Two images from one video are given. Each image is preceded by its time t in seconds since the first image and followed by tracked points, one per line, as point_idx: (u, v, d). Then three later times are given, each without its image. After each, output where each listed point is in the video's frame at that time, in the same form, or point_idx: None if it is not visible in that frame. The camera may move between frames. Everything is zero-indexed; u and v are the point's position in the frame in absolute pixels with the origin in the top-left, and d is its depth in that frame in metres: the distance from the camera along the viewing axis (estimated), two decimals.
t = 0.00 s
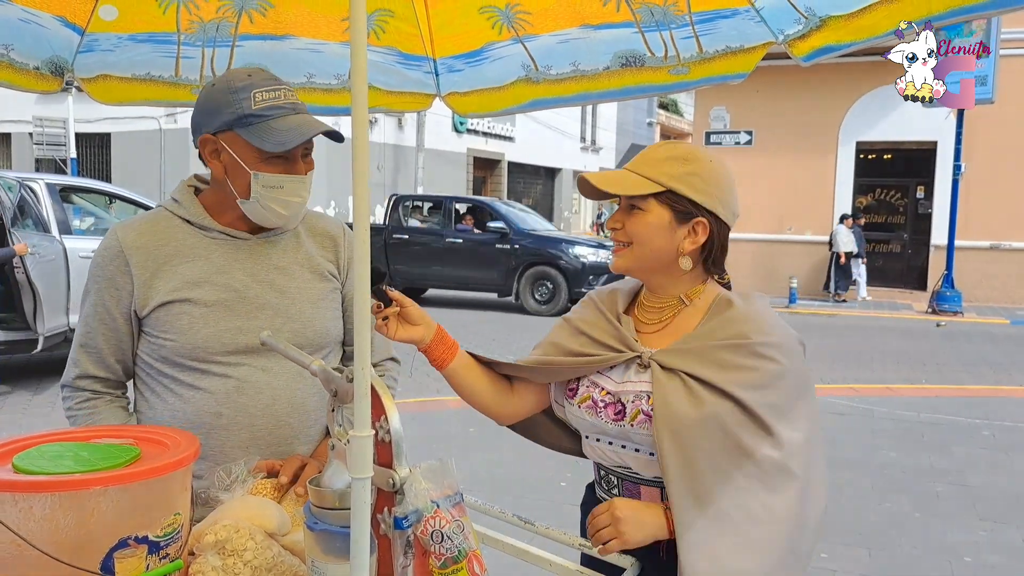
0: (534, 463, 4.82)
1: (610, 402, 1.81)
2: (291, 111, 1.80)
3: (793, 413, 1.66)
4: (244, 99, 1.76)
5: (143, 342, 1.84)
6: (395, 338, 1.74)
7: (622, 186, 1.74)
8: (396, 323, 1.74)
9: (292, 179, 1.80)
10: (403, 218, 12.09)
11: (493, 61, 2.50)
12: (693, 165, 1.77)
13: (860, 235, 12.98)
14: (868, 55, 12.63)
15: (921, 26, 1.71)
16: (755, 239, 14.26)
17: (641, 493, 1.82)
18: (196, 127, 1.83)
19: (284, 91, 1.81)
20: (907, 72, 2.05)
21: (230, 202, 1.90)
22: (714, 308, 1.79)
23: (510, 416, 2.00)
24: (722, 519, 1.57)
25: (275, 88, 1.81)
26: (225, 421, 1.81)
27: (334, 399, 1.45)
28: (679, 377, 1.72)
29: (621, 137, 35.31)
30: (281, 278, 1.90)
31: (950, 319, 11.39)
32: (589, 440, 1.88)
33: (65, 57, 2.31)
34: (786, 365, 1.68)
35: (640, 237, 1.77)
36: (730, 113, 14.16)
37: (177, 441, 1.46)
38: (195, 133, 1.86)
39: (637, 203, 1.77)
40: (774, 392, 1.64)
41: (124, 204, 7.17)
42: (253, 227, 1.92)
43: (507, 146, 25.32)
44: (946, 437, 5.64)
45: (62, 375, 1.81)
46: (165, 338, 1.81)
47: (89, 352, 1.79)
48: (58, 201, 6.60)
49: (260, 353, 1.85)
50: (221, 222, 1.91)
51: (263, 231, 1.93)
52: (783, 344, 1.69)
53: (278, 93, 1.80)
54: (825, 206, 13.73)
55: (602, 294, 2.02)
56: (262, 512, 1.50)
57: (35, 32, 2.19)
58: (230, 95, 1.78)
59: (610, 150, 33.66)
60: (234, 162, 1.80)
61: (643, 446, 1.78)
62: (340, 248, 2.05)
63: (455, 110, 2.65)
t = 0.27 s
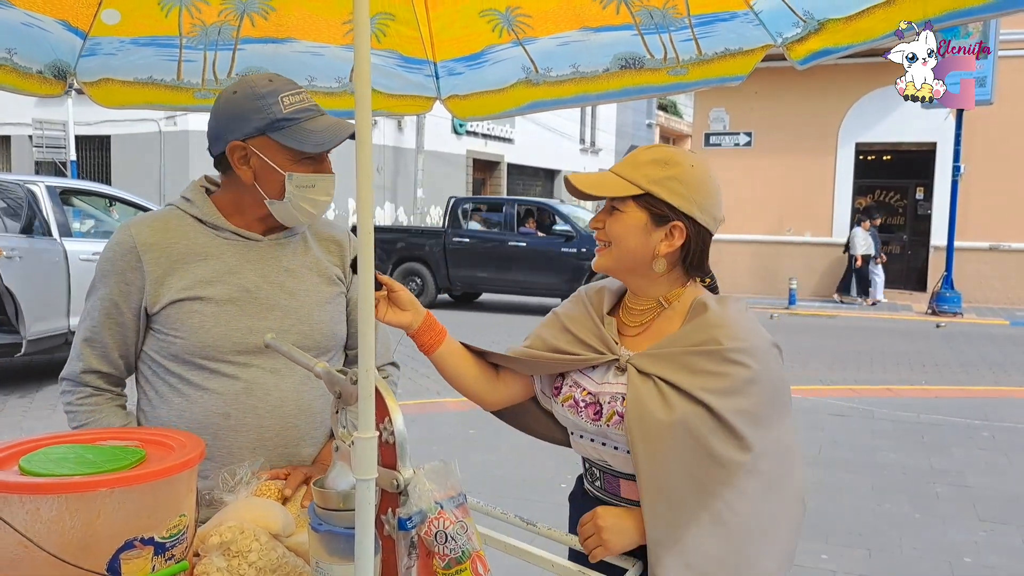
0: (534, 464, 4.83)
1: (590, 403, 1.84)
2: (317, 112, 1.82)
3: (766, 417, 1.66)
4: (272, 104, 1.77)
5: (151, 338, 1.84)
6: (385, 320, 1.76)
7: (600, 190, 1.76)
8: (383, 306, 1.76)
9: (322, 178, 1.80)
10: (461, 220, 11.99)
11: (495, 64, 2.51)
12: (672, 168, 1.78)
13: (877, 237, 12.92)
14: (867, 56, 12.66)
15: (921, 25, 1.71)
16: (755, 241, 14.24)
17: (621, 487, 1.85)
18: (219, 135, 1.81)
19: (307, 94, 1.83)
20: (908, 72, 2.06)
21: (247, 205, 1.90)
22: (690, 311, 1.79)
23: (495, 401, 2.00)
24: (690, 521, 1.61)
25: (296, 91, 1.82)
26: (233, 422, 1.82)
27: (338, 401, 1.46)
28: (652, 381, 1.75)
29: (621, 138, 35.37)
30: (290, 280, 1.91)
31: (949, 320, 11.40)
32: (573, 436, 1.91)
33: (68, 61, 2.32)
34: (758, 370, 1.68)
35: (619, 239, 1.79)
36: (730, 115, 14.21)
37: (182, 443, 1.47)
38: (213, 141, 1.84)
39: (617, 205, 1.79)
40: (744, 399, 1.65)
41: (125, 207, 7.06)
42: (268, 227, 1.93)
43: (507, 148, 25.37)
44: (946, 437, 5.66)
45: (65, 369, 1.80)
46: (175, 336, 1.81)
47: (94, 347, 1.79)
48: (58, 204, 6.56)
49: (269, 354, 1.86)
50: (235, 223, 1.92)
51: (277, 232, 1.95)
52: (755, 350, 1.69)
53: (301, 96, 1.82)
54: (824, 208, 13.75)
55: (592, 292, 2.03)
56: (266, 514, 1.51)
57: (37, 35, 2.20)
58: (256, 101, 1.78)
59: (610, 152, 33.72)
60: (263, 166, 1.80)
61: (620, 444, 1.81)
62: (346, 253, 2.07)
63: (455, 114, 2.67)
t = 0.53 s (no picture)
0: (535, 465, 4.84)
1: (581, 404, 1.86)
2: (333, 123, 1.83)
3: (755, 418, 1.66)
4: (288, 112, 1.78)
5: (161, 340, 1.85)
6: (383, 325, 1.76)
7: (587, 196, 1.78)
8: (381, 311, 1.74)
9: (337, 188, 1.82)
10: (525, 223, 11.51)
11: (495, 69, 2.52)
12: (656, 172, 1.80)
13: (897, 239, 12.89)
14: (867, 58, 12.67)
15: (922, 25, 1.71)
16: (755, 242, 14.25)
17: (612, 487, 1.87)
18: (234, 142, 1.82)
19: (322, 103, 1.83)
20: (908, 72, 2.08)
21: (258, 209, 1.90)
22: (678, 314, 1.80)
23: (488, 405, 2.00)
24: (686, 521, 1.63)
25: (313, 100, 1.83)
26: (244, 423, 1.83)
27: (343, 403, 1.47)
28: (642, 384, 1.76)
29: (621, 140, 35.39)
30: (300, 282, 1.92)
31: (950, 321, 11.40)
32: (565, 438, 1.93)
33: (71, 65, 2.34)
34: (747, 371, 1.68)
35: (605, 244, 1.81)
36: (730, 116, 14.21)
37: (188, 444, 1.48)
38: (228, 147, 1.85)
39: (602, 211, 1.81)
40: (733, 400, 1.65)
41: (126, 209, 7.02)
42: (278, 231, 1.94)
43: (507, 150, 25.41)
44: (946, 438, 5.67)
45: (75, 370, 1.80)
46: (187, 338, 1.82)
47: (105, 349, 1.79)
48: (58, 206, 6.55)
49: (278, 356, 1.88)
50: (248, 225, 1.93)
51: (286, 235, 1.96)
52: (742, 351, 1.69)
53: (317, 104, 1.83)
54: (824, 209, 13.76)
55: (582, 294, 2.05)
56: (271, 515, 1.52)
57: (43, 40, 2.23)
58: (272, 110, 1.78)
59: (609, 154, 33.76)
60: (279, 175, 1.80)
61: (611, 445, 1.83)
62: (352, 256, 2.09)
63: (456, 118, 2.68)
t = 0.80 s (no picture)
0: (536, 466, 4.83)
1: (575, 404, 1.87)
2: (341, 128, 1.83)
3: (751, 416, 1.68)
4: (296, 117, 1.78)
5: (165, 339, 1.85)
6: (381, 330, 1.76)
7: (577, 201, 1.78)
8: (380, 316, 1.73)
9: (342, 194, 1.82)
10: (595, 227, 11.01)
11: (492, 71, 2.53)
12: (645, 176, 1.81)
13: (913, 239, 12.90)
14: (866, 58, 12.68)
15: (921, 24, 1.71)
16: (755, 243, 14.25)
17: (607, 487, 1.87)
18: (241, 144, 1.82)
19: (331, 108, 1.84)
20: (908, 71, 2.08)
21: (261, 211, 1.91)
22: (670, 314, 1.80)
23: (485, 413, 2.00)
24: (680, 516, 1.64)
25: (322, 106, 1.83)
26: (246, 424, 1.84)
27: (344, 402, 1.48)
28: (637, 383, 1.77)
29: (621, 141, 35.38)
30: (304, 284, 1.93)
31: (950, 322, 11.39)
32: (559, 438, 1.94)
33: (70, 66, 2.33)
34: (743, 369, 1.69)
35: (596, 247, 1.81)
36: (730, 117, 14.19)
37: (189, 444, 1.49)
38: (233, 149, 1.85)
39: (592, 215, 1.81)
40: (728, 399, 1.66)
41: (127, 211, 7.04)
42: (282, 233, 1.95)
43: (507, 151, 25.44)
44: (946, 438, 5.67)
45: (76, 368, 1.80)
46: (192, 337, 1.82)
47: (108, 346, 1.79)
48: (58, 208, 6.56)
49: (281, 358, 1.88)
50: (253, 226, 1.94)
51: (290, 237, 1.96)
52: (736, 350, 1.70)
53: (325, 110, 1.83)
54: (824, 210, 13.76)
55: (572, 296, 2.06)
56: (272, 514, 1.52)
57: (42, 41, 2.22)
58: (280, 114, 1.79)
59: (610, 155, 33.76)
60: (285, 177, 1.81)
61: (605, 445, 1.84)
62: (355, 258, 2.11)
63: (454, 120, 2.67)
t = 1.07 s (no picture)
0: (535, 466, 4.84)
1: (569, 403, 1.87)
2: (341, 130, 1.84)
3: (743, 412, 1.71)
4: (297, 118, 1.79)
5: (163, 340, 1.85)
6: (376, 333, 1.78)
7: (572, 202, 1.79)
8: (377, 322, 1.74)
9: (340, 195, 1.80)
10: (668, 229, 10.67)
11: (492, 76, 2.54)
12: (640, 176, 1.81)
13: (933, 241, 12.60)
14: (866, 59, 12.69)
15: (922, 25, 1.72)
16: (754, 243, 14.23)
17: (602, 487, 1.88)
18: (241, 144, 1.83)
19: (331, 111, 1.84)
20: (908, 72, 2.09)
21: (260, 211, 1.92)
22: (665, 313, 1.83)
23: (482, 415, 2.01)
24: (676, 512, 1.67)
25: (322, 107, 1.84)
26: (246, 424, 1.84)
27: (343, 402, 1.48)
28: (632, 379, 1.79)
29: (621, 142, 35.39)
30: (303, 285, 1.94)
31: (951, 322, 11.39)
32: (554, 437, 1.94)
33: (71, 66, 2.32)
34: (736, 366, 1.73)
35: (591, 247, 1.82)
36: (730, 118, 14.18)
37: (190, 444, 1.49)
38: (233, 149, 1.85)
39: (588, 215, 1.82)
40: (722, 395, 1.70)
41: (127, 212, 7.06)
42: (281, 234, 1.96)
43: (507, 152, 25.46)
44: (945, 439, 5.67)
45: (75, 368, 1.80)
46: (190, 339, 1.83)
47: (106, 348, 1.80)
48: (58, 209, 6.58)
49: (280, 358, 1.88)
50: (251, 227, 1.94)
51: (289, 237, 1.97)
52: (730, 347, 1.75)
53: (326, 112, 1.84)
54: (824, 210, 13.77)
55: (563, 296, 2.07)
56: (271, 514, 1.53)
57: (42, 40, 2.21)
58: (281, 115, 1.80)
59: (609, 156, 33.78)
60: (285, 179, 1.81)
61: (600, 443, 1.84)
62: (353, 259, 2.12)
63: (455, 125, 2.68)
